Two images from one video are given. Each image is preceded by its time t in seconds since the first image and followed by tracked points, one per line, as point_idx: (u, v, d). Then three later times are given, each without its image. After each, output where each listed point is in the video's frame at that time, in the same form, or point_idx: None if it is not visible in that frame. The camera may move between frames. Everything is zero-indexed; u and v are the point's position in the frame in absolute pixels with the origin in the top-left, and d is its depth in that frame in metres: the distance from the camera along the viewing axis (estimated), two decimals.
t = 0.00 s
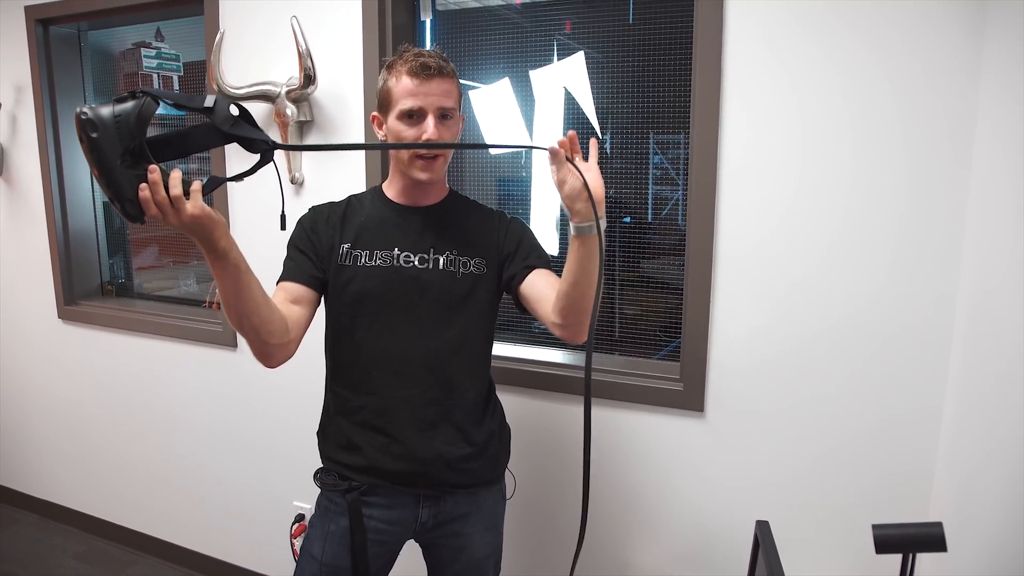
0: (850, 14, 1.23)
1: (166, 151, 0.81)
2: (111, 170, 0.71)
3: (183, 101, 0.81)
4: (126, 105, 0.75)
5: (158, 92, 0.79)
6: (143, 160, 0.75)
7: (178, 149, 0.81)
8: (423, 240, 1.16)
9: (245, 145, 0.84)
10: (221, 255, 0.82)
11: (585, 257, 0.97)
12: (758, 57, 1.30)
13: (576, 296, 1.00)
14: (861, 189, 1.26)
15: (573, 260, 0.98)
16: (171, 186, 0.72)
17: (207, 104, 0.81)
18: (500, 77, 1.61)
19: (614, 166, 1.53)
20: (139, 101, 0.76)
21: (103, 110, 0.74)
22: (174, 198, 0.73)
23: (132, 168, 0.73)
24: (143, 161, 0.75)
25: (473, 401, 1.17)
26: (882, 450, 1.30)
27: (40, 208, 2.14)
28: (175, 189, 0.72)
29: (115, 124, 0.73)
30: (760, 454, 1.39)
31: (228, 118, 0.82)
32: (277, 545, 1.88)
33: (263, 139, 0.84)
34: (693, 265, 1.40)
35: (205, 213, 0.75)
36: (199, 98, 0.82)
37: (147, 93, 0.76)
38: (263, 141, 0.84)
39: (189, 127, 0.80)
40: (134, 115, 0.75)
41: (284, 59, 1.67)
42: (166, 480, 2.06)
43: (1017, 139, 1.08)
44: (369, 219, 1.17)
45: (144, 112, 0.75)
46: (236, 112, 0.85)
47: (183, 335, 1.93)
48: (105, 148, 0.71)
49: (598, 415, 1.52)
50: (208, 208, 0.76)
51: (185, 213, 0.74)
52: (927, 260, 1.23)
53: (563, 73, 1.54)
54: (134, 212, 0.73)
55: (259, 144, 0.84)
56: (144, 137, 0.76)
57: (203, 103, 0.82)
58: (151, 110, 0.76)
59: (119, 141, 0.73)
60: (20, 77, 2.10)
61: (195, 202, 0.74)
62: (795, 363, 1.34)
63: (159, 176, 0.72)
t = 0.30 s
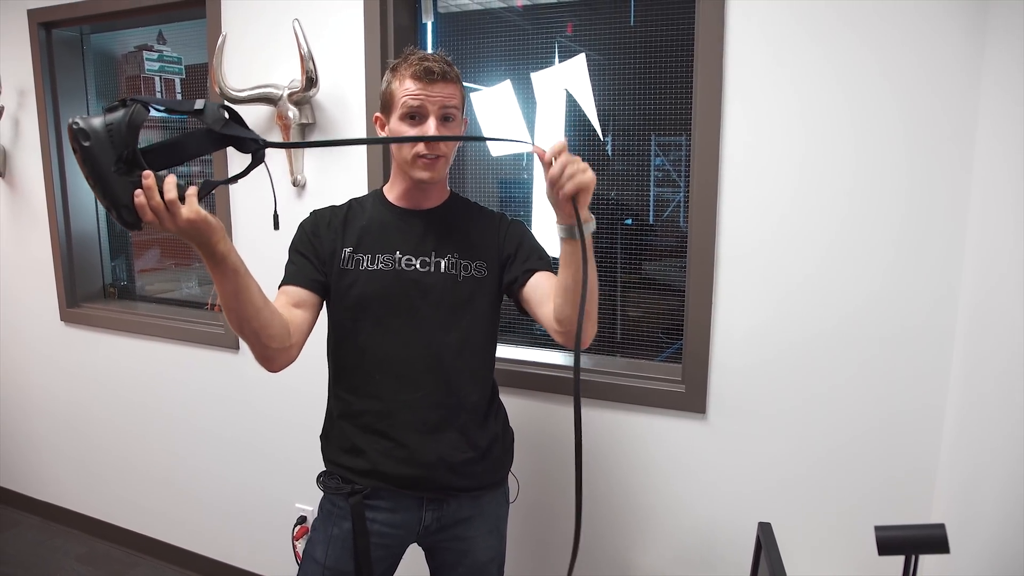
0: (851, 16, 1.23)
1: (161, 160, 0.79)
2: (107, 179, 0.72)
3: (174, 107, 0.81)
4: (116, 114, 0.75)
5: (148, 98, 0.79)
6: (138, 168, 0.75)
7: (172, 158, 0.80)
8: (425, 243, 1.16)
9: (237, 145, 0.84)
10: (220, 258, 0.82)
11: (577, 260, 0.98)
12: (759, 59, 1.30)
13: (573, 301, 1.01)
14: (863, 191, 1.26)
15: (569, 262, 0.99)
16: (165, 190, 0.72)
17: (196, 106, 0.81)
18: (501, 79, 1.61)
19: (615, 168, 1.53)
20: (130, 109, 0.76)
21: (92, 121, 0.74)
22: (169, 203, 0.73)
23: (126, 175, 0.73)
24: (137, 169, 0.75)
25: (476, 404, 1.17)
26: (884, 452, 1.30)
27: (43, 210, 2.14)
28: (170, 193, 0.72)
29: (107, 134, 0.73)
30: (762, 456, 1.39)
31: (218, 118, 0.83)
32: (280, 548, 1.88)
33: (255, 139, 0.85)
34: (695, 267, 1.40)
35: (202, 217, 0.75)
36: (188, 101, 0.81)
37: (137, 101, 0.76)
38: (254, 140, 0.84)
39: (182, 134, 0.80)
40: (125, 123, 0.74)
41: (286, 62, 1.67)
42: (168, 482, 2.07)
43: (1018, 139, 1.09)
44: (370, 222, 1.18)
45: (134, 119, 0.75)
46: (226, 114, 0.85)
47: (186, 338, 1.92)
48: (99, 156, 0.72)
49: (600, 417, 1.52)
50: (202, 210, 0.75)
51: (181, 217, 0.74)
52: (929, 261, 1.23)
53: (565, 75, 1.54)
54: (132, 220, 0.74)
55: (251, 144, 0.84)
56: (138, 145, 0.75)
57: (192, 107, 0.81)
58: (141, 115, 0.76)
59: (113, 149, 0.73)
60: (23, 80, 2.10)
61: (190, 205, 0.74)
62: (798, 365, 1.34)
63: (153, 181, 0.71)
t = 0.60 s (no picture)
0: (853, 17, 1.23)
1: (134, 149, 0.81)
2: (68, 157, 0.73)
3: (153, 99, 0.80)
4: (92, 94, 0.74)
5: (129, 83, 0.77)
6: (105, 150, 0.75)
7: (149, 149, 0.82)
8: (426, 245, 1.16)
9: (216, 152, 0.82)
10: (183, 247, 0.82)
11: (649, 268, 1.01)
12: (761, 61, 1.31)
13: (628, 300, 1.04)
14: (865, 193, 1.26)
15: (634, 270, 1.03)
16: (126, 180, 0.72)
17: (176, 106, 0.80)
18: (503, 81, 1.62)
19: (617, 169, 1.53)
20: (106, 92, 0.75)
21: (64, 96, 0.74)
22: (128, 191, 0.73)
23: (89, 157, 0.74)
24: (103, 151, 0.75)
25: (475, 406, 1.17)
26: (886, 454, 1.30)
27: (45, 212, 2.14)
28: (130, 182, 0.73)
29: (77, 113, 0.74)
30: (764, 458, 1.39)
31: (196, 124, 0.81)
32: (281, 550, 1.87)
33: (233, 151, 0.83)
34: (696, 269, 1.40)
35: (162, 210, 0.76)
36: (171, 97, 0.81)
37: (115, 86, 0.75)
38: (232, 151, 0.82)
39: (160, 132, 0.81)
40: (98, 105, 0.74)
41: (288, 63, 1.68)
42: (169, 484, 2.06)
43: (1018, 141, 1.09)
44: (370, 224, 1.17)
45: (108, 103, 0.75)
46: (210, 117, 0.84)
47: (188, 339, 1.93)
48: (64, 132, 0.73)
49: (601, 419, 1.52)
50: (164, 202, 0.76)
51: (140, 206, 0.74)
52: (931, 262, 1.23)
53: (567, 77, 1.54)
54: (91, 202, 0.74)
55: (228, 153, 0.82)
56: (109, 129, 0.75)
57: (172, 105, 0.80)
58: (117, 102, 0.75)
59: (80, 129, 0.74)
60: (26, 81, 2.11)
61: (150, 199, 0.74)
62: (799, 367, 1.34)
63: (114, 167, 0.71)
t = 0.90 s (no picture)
0: (855, 21, 1.23)
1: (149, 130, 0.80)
2: (85, 136, 0.72)
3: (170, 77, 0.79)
4: (109, 73, 0.74)
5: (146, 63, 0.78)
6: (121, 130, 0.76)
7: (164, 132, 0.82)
8: (429, 246, 1.17)
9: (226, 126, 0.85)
10: (192, 235, 0.84)
11: (622, 249, 0.99)
12: (763, 63, 1.31)
13: (611, 285, 1.02)
14: (867, 195, 1.26)
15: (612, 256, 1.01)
16: (143, 160, 0.74)
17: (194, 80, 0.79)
18: (504, 83, 1.62)
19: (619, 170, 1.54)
20: (122, 70, 0.75)
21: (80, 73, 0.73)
22: (144, 172, 0.74)
23: (106, 136, 0.74)
24: (119, 131, 0.75)
25: (477, 406, 1.17)
26: (888, 456, 1.29)
27: (47, 213, 2.14)
28: (147, 163, 0.74)
29: (94, 91, 0.73)
30: (766, 460, 1.39)
31: (214, 94, 0.82)
32: (283, 551, 1.87)
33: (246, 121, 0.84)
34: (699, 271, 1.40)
35: (178, 194, 0.77)
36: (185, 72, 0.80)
37: (133, 64, 0.75)
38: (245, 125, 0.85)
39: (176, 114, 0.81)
40: (116, 84, 0.74)
41: (289, 65, 1.68)
42: (171, 485, 2.07)
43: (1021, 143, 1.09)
44: (373, 224, 1.18)
45: (126, 82, 0.75)
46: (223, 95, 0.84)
47: (188, 340, 1.93)
48: (81, 112, 0.72)
49: (602, 421, 1.52)
50: (179, 187, 0.78)
51: (154, 188, 0.75)
52: (933, 265, 1.23)
53: (568, 78, 1.55)
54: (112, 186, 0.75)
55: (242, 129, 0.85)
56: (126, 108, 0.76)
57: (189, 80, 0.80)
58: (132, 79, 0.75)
59: (96, 108, 0.73)
60: (28, 82, 2.11)
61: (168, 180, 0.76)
62: (800, 369, 1.34)
63: (131, 148, 0.73)
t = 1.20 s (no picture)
0: (859, 25, 1.23)
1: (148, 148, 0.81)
2: (79, 160, 0.74)
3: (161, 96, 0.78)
4: (99, 95, 0.74)
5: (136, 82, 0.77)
6: (117, 150, 0.76)
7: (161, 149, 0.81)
8: (431, 248, 1.17)
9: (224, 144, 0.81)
10: (193, 250, 0.84)
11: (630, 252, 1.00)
12: (766, 66, 1.31)
13: (615, 287, 1.03)
14: (869, 198, 1.26)
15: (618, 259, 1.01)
16: (136, 182, 0.73)
17: (183, 99, 0.79)
18: (507, 84, 1.62)
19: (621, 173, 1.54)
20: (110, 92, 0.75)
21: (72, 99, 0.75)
22: (138, 194, 0.74)
23: (100, 158, 0.75)
24: (113, 152, 0.76)
25: (479, 409, 1.17)
26: (889, 460, 1.29)
27: (50, 212, 2.15)
28: (140, 185, 0.73)
29: (85, 114, 0.74)
30: (768, 463, 1.39)
31: (205, 113, 0.80)
32: (284, 552, 1.87)
33: (241, 139, 0.81)
34: (701, 273, 1.40)
35: (170, 213, 0.77)
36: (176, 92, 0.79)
37: (122, 86, 0.75)
38: (241, 141, 0.81)
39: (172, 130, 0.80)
40: (106, 106, 0.74)
41: (293, 64, 1.68)
42: (172, 485, 2.07)
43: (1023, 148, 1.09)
44: (376, 227, 1.18)
45: (115, 104, 0.75)
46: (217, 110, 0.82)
47: (188, 339, 1.93)
48: (75, 136, 0.74)
49: (603, 423, 1.52)
50: (174, 205, 0.77)
51: (149, 209, 0.75)
52: (935, 269, 1.23)
53: (570, 80, 1.55)
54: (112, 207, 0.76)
55: (237, 144, 0.81)
56: (120, 128, 0.76)
57: (181, 98, 0.78)
58: (121, 99, 0.75)
59: (89, 131, 0.74)
60: (31, 81, 2.11)
61: (160, 199, 0.75)
62: (802, 372, 1.34)
63: (124, 171, 0.72)
